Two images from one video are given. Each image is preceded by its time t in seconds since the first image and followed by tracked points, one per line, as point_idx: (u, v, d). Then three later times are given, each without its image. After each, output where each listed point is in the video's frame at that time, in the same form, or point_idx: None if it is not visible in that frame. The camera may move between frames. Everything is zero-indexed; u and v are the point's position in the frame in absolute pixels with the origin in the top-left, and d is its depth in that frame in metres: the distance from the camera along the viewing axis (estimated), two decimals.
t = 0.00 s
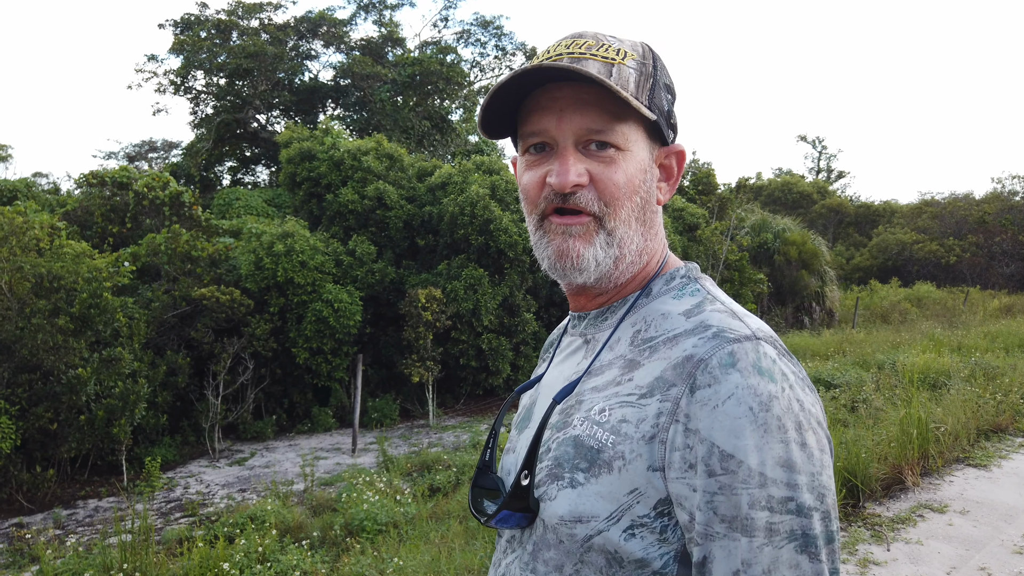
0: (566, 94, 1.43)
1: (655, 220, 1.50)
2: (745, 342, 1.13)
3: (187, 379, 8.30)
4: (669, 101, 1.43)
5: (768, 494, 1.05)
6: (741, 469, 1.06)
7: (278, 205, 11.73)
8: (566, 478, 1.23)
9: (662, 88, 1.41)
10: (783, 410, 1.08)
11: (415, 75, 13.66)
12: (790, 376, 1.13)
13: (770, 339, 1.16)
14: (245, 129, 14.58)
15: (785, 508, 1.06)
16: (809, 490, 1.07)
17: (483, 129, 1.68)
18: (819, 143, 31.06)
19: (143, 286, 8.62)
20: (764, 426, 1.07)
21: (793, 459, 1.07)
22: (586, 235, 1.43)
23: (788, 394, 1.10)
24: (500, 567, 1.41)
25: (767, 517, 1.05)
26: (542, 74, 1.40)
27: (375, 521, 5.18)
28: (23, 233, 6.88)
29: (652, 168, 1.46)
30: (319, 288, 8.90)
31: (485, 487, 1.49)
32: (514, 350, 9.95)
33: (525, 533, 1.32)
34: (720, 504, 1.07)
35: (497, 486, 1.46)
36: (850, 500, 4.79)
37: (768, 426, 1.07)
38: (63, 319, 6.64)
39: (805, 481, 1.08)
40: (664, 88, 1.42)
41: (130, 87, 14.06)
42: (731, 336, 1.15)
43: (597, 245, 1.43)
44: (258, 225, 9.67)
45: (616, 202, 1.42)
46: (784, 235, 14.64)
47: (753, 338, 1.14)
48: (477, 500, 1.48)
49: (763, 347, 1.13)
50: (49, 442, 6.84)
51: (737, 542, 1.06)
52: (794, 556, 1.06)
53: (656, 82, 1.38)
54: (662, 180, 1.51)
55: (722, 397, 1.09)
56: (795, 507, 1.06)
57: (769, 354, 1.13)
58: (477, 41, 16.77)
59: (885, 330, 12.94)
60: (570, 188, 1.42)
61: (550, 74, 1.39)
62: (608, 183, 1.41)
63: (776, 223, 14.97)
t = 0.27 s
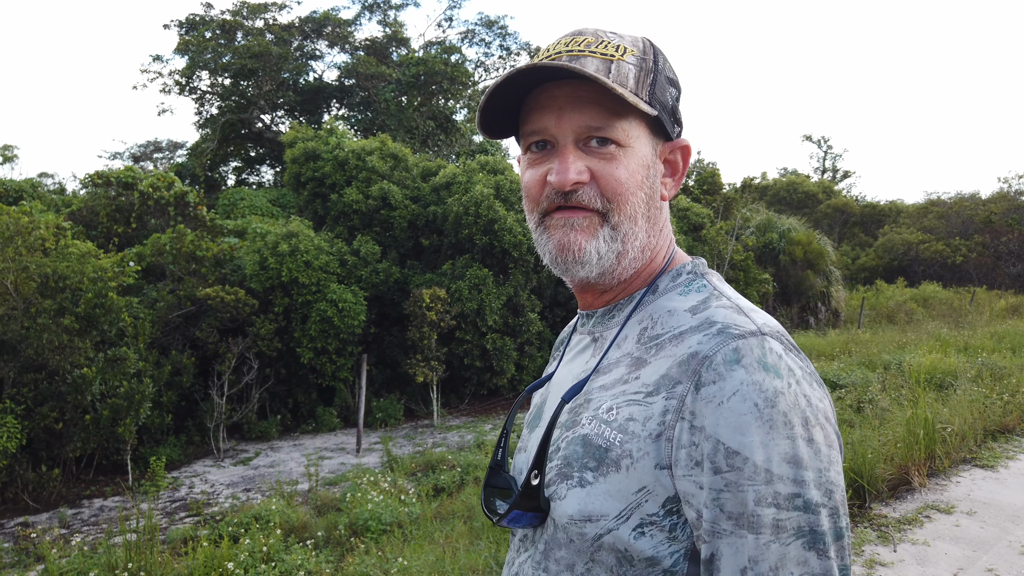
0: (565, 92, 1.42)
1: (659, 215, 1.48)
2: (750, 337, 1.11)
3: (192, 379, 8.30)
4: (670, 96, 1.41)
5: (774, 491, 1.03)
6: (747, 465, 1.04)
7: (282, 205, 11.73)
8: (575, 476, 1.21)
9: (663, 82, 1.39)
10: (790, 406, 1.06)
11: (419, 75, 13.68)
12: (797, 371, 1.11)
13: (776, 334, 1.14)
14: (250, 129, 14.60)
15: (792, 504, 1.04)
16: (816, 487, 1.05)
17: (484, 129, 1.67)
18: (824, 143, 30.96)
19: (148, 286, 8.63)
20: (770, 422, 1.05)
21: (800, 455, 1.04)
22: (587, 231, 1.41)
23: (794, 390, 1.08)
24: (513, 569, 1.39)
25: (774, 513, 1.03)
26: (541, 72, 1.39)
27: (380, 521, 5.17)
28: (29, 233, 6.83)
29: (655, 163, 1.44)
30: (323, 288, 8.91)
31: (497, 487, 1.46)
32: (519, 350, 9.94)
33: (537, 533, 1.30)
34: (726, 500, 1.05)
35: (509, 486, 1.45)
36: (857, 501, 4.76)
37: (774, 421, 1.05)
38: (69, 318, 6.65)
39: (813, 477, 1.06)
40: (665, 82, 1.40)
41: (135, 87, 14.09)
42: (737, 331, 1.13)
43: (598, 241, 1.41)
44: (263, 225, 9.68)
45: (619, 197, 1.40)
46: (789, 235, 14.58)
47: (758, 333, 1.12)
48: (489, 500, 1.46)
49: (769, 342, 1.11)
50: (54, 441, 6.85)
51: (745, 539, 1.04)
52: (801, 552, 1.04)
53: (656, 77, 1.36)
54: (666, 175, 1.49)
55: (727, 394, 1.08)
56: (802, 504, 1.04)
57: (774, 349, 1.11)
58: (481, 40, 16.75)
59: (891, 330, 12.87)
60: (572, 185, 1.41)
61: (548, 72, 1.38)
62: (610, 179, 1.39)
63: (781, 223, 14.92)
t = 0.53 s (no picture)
0: (560, 90, 1.38)
1: (658, 211, 1.44)
2: (744, 331, 1.08)
3: (196, 379, 8.30)
4: (666, 92, 1.38)
5: (768, 486, 1.00)
6: (740, 459, 1.01)
7: (286, 205, 11.71)
8: (577, 474, 1.18)
9: (659, 78, 1.35)
10: (784, 400, 1.03)
11: (423, 74, 13.68)
12: (794, 364, 1.07)
13: (771, 328, 1.10)
14: (254, 129, 14.60)
15: (786, 498, 1.00)
16: (812, 481, 1.02)
17: (479, 129, 1.64)
18: (830, 142, 30.85)
19: (152, 286, 8.62)
20: (763, 416, 1.01)
21: (794, 449, 1.01)
22: (584, 230, 1.38)
23: (789, 383, 1.04)
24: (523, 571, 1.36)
25: (768, 509, 1.00)
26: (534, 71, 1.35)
27: (383, 521, 5.15)
28: (33, 233, 6.76)
29: (652, 159, 1.41)
30: (327, 288, 8.90)
31: (505, 484, 1.40)
32: (522, 350, 9.91)
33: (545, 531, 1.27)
34: (720, 496, 1.02)
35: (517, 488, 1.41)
36: (862, 502, 4.72)
37: (767, 416, 1.01)
38: (73, 318, 6.65)
39: (808, 471, 1.02)
40: (662, 78, 1.36)
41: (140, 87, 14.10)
42: (731, 326, 1.10)
43: (595, 240, 1.38)
44: (266, 225, 9.68)
45: (616, 194, 1.37)
46: (795, 235, 14.51)
47: (753, 327, 1.09)
48: (498, 499, 1.41)
49: (763, 336, 1.08)
50: (58, 441, 6.85)
51: (739, 533, 1.00)
52: (797, 547, 1.00)
53: (652, 73, 1.33)
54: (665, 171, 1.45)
55: (720, 388, 1.05)
56: (797, 498, 1.00)
57: (770, 343, 1.08)
58: (485, 40, 16.72)
59: (897, 330, 12.79)
60: (567, 182, 1.38)
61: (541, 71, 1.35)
62: (606, 176, 1.36)
63: (787, 223, 14.85)
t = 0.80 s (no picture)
0: (545, 99, 1.38)
1: (643, 215, 1.43)
2: (721, 327, 1.09)
3: (199, 379, 8.30)
4: (649, 100, 1.38)
5: (747, 475, 1.01)
6: (721, 451, 1.02)
7: (290, 205, 11.71)
8: (576, 474, 1.17)
9: (641, 85, 1.35)
10: (760, 392, 1.04)
11: (427, 74, 13.72)
12: (772, 357, 1.08)
13: (749, 322, 1.11)
14: (258, 129, 14.62)
15: (765, 487, 1.01)
16: (792, 469, 1.02)
17: (469, 138, 1.64)
18: (834, 142, 30.77)
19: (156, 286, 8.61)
20: (740, 409, 1.03)
21: (771, 439, 1.02)
22: (570, 233, 1.37)
23: (766, 375, 1.05)
24: None
25: (747, 498, 1.01)
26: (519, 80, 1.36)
27: (385, 521, 5.14)
28: (37, 233, 6.77)
29: (637, 163, 1.40)
30: (330, 288, 8.90)
31: (514, 487, 1.37)
32: (525, 350, 9.89)
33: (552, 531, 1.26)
34: (703, 487, 1.03)
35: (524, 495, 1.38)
36: (865, 502, 4.70)
37: (743, 408, 1.02)
38: (76, 318, 6.66)
39: (787, 459, 1.03)
40: (644, 86, 1.36)
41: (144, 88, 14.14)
42: (708, 322, 1.11)
43: (581, 243, 1.37)
44: (269, 225, 9.69)
45: (600, 197, 1.36)
46: (799, 234, 14.47)
47: (729, 322, 1.10)
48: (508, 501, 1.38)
49: (739, 330, 1.09)
50: (62, 441, 6.86)
51: (722, 523, 1.02)
52: (777, 534, 1.01)
53: (633, 81, 1.33)
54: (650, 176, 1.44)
55: (699, 383, 1.06)
56: (776, 486, 1.01)
57: (747, 337, 1.09)
58: (489, 40, 16.72)
59: (901, 330, 12.75)
60: (553, 187, 1.37)
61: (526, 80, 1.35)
62: (591, 180, 1.35)
63: (791, 222, 14.81)
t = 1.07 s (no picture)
0: (538, 116, 1.38)
1: (637, 224, 1.44)
2: (717, 328, 1.10)
3: (199, 379, 8.31)
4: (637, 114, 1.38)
5: (749, 468, 1.01)
6: (723, 446, 1.02)
7: (290, 205, 11.72)
8: (585, 478, 1.17)
9: (630, 99, 1.35)
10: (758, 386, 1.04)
11: (427, 74, 13.72)
12: (768, 354, 1.09)
13: (744, 321, 1.12)
14: (258, 129, 14.62)
15: (766, 479, 1.01)
16: (792, 461, 1.02)
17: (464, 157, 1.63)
18: (834, 142, 30.77)
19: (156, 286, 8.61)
20: (739, 405, 1.03)
21: (770, 433, 1.02)
22: (569, 245, 1.37)
23: (763, 371, 1.06)
24: None
25: (750, 489, 1.01)
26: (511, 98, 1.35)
27: (385, 522, 5.14)
28: (37, 233, 6.79)
29: (629, 175, 1.41)
30: (330, 289, 8.91)
31: (523, 494, 1.37)
32: (526, 350, 9.89)
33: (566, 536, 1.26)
34: (707, 482, 1.04)
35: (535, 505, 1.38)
36: (864, 503, 4.70)
37: (742, 404, 1.03)
38: (76, 319, 6.67)
39: (787, 450, 1.03)
40: (633, 100, 1.36)
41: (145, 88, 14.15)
42: (704, 323, 1.12)
43: (580, 254, 1.37)
44: (269, 226, 9.70)
45: (596, 208, 1.36)
46: (799, 234, 14.47)
47: (723, 322, 1.11)
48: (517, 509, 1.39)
49: (734, 329, 1.10)
50: (62, 441, 6.87)
51: (727, 516, 1.02)
52: (779, 523, 1.01)
53: (623, 96, 1.33)
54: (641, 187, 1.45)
55: (698, 382, 1.07)
56: (777, 477, 1.01)
57: (742, 335, 1.10)
58: (489, 40, 16.72)
59: (902, 330, 12.75)
60: (550, 201, 1.38)
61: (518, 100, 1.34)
62: (587, 193, 1.36)
63: (791, 222, 14.81)
